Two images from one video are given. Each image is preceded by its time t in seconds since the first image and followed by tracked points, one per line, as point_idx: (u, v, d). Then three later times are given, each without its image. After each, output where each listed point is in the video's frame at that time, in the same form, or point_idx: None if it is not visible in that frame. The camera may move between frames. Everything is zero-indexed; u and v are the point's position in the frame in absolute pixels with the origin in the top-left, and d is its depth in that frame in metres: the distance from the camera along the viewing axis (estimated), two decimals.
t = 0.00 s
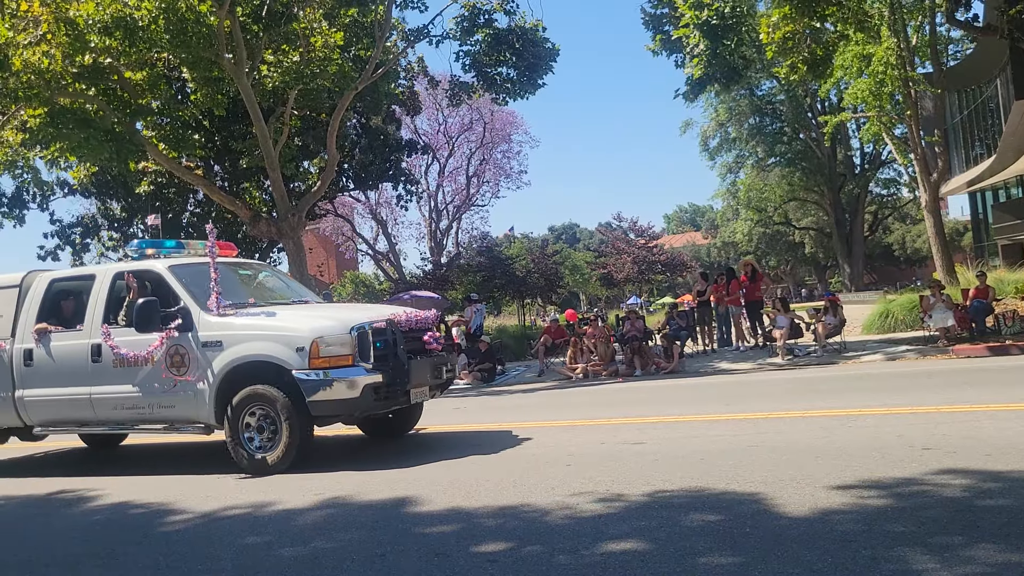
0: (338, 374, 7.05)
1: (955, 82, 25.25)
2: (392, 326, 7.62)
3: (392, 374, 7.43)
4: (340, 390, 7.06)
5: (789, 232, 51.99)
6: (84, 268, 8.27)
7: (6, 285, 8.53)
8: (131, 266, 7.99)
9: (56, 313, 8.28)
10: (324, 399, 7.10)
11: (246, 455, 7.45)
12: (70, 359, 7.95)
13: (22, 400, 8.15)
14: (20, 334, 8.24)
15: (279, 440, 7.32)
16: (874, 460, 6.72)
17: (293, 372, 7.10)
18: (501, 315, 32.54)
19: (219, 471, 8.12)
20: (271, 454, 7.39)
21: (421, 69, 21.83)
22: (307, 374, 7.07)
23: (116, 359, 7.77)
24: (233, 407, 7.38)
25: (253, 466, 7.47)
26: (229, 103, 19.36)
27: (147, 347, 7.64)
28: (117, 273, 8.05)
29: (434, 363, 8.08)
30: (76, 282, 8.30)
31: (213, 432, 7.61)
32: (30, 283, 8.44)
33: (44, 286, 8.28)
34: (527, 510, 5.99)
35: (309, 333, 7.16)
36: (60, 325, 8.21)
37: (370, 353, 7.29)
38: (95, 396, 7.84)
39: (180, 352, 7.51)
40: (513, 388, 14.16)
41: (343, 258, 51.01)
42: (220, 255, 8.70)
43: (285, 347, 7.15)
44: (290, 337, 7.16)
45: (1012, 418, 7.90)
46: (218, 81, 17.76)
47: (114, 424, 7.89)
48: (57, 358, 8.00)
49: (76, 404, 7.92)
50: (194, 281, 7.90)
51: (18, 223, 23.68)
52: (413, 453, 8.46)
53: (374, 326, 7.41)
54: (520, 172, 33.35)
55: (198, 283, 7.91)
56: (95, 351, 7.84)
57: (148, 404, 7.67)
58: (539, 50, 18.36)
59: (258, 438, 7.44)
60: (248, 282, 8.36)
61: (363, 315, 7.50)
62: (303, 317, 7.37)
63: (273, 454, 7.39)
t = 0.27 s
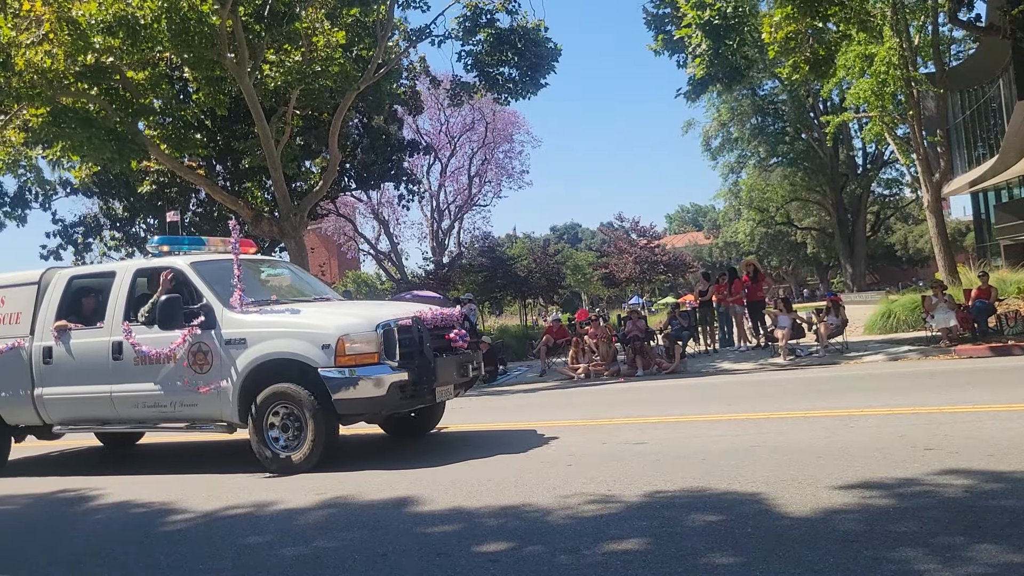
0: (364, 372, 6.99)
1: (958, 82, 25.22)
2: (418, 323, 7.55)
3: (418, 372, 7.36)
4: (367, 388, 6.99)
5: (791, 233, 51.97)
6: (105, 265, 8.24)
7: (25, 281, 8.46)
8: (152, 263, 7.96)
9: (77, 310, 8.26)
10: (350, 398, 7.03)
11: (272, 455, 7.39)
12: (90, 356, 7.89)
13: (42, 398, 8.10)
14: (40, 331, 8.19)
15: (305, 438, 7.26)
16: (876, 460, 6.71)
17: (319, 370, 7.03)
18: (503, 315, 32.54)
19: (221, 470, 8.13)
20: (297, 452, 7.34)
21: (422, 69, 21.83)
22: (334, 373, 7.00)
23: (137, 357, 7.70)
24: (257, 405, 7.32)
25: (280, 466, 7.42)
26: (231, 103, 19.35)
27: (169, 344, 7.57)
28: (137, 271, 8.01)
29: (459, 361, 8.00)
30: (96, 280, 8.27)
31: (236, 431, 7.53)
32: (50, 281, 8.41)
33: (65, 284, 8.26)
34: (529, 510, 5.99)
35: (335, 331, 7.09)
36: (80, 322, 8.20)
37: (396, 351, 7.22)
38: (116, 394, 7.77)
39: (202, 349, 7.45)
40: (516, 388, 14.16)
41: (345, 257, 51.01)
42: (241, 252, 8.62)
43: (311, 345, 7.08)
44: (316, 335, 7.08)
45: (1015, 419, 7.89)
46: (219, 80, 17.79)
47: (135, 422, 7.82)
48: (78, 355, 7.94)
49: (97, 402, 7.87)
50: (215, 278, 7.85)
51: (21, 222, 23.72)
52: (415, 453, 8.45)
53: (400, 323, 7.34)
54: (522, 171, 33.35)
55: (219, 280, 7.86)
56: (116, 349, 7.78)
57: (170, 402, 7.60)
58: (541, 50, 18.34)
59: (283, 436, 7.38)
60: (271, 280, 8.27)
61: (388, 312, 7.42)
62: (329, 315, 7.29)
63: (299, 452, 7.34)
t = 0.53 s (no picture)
0: (390, 370, 6.91)
1: (960, 81, 25.20)
2: (444, 321, 7.46)
3: (444, 370, 7.26)
4: (392, 385, 6.92)
5: (792, 232, 51.92)
6: (123, 262, 8.19)
7: (43, 278, 8.42)
8: (172, 260, 7.89)
9: (96, 308, 8.22)
10: (376, 396, 6.95)
11: (297, 454, 7.32)
12: (110, 353, 7.85)
13: (62, 396, 8.07)
14: (59, 328, 8.15)
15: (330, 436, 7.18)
16: (878, 460, 6.70)
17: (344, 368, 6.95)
18: (505, 315, 32.54)
19: (224, 470, 8.13)
20: (323, 450, 7.26)
21: (424, 69, 21.84)
22: (359, 370, 6.91)
23: (158, 354, 7.65)
24: (280, 406, 7.26)
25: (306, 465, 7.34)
26: (233, 102, 19.34)
27: (191, 342, 7.52)
28: (158, 268, 7.95)
29: (485, 359, 7.89)
30: (115, 277, 8.22)
31: (258, 429, 7.49)
32: (68, 277, 8.36)
33: (83, 281, 8.20)
34: (530, 509, 5.99)
35: (361, 327, 7.00)
36: (99, 319, 8.16)
37: (422, 349, 7.12)
38: (137, 391, 7.73)
39: (224, 347, 7.39)
40: (518, 388, 14.15)
41: (346, 257, 50.96)
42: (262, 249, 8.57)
43: (336, 342, 6.99)
44: (341, 332, 7.00)
45: (1017, 418, 7.88)
46: (222, 81, 17.82)
47: (156, 420, 7.78)
48: (98, 352, 7.90)
49: (117, 400, 7.83)
50: (238, 274, 7.75)
51: (24, 222, 23.74)
52: (417, 451, 8.45)
53: (426, 320, 7.25)
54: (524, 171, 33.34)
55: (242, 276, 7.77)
56: (137, 346, 7.74)
57: (192, 400, 7.55)
58: (543, 49, 18.36)
59: (308, 435, 7.31)
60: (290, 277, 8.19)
61: (414, 309, 7.34)
62: (353, 312, 7.20)
63: (325, 450, 7.26)
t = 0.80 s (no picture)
0: (416, 366, 6.84)
1: (962, 80, 25.18)
2: (469, 317, 7.39)
3: (470, 367, 7.19)
4: (418, 382, 6.85)
5: (793, 232, 51.93)
6: (142, 258, 8.13)
7: (60, 274, 8.38)
8: (192, 255, 7.83)
9: (115, 304, 8.18)
10: (401, 393, 6.88)
11: (322, 452, 7.27)
12: (129, 350, 7.80)
13: (80, 393, 8.03)
14: (77, 324, 8.11)
15: (355, 432, 7.12)
16: (880, 459, 6.70)
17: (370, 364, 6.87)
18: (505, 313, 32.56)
19: (225, 469, 8.14)
20: (348, 447, 7.21)
21: (425, 67, 21.84)
22: (384, 367, 6.84)
23: (180, 351, 7.59)
24: (302, 407, 7.22)
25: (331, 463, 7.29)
26: (234, 101, 19.34)
27: (213, 338, 7.47)
28: (177, 264, 7.90)
29: (510, 356, 7.80)
30: (134, 273, 8.17)
31: (280, 426, 7.44)
32: (87, 274, 8.34)
33: (101, 277, 8.16)
34: (531, 508, 5.99)
35: (386, 324, 6.93)
36: (118, 316, 8.10)
37: (447, 345, 7.05)
38: (157, 388, 7.67)
39: (247, 343, 7.34)
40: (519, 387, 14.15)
41: (347, 255, 50.95)
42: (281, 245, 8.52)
43: (361, 338, 6.92)
44: (366, 328, 6.92)
45: (1019, 418, 7.88)
46: (223, 80, 17.83)
47: (177, 417, 7.72)
48: (117, 349, 7.85)
49: (137, 396, 7.77)
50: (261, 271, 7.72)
51: (25, 220, 23.74)
52: (419, 450, 8.46)
53: (451, 316, 7.17)
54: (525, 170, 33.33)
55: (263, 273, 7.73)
56: (158, 343, 7.67)
57: (213, 397, 7.49)
58: (544, 49, 18.37)
59: (332, 432, 7.25)
60: (309, 271, 8.12)
61: (439, 306, 7.27)
62: (378, 308, 7.13)
63: (350, 447, 7.20)
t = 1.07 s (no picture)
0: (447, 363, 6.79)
1: (967, 78, 25.12)
2: (498, 313, 7.25)
3: (500, 363, 7.07)
4: (449, 379, 6.82)
5: (798, 230, 51.85)
6: (166, 253, 8.11)
7: (84, 270, 8.40)
8: (217, 251, 7.79)
9: (139, 300, 8.17)
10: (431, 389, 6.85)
11: (351, 449, 7.23)
12: (154, 346, 7.77)
13: (104, 389, 8.03)
14: (101, 320, 8.12)
15: (385, 427, 7.09)
16: (885, 457, 6.69)
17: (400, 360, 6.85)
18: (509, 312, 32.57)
19: (231, 467, 8.15)
20: (378, 444, 7.18)
21: (429, 66, 21.84)
22: (415, 363, 6.82)
23: (204, 347, 7.55)
24: (331, 404, 7.18)
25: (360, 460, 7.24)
26: (239, 99, 19.37)
27: (239, 334, 7.42)
28: (201, 260, 7.87)
29: (541, 352, 7.68)
30: (158, 268, 8.16)
31: (307, 423, 7.41)
32: (110, 269, 8.33)
33: (125, 273, 8.15)
34: (536, 506, 5.99)
35: (417, 320, 6.89)
36: (142, 312, 8.08)
37: (478, 341, 7.00)
38: (181, 385, 7.64)
39: (274, 339, 7.30)
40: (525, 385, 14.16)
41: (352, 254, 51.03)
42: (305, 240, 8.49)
43: (391, 334, 6.88)
44: (396, 324, 6.88)
45: None
46: (228, 78, 17.89)
47: (201, 414, 7.69)
48: (141, 345, 7.83)
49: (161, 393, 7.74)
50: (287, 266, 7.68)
51: (32, 218, 23.81)
52: (425, 447, 8.46)
53: (481, 313, 7.12)
54: (529, 168, 33.31)
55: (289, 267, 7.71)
56: (182, 339, 7.64)
57: (238, 393, 7.45)
58: (549, 47, 18.35)
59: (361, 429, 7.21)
60: (333, 266, 8.11)
61: (468, 302, 7.20)
62: (407, 304, 7.09)
63: (380, 444, 7.17)
